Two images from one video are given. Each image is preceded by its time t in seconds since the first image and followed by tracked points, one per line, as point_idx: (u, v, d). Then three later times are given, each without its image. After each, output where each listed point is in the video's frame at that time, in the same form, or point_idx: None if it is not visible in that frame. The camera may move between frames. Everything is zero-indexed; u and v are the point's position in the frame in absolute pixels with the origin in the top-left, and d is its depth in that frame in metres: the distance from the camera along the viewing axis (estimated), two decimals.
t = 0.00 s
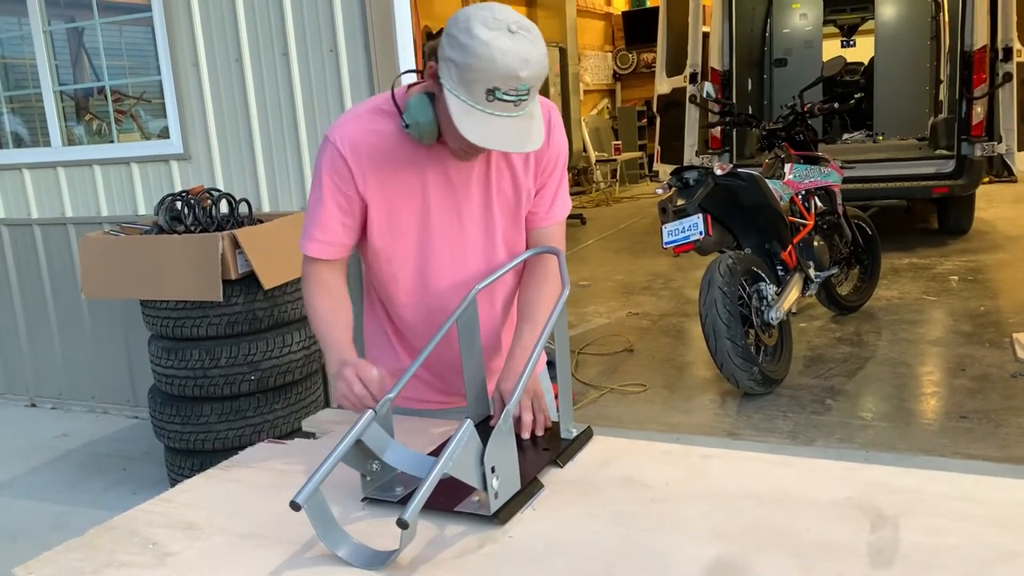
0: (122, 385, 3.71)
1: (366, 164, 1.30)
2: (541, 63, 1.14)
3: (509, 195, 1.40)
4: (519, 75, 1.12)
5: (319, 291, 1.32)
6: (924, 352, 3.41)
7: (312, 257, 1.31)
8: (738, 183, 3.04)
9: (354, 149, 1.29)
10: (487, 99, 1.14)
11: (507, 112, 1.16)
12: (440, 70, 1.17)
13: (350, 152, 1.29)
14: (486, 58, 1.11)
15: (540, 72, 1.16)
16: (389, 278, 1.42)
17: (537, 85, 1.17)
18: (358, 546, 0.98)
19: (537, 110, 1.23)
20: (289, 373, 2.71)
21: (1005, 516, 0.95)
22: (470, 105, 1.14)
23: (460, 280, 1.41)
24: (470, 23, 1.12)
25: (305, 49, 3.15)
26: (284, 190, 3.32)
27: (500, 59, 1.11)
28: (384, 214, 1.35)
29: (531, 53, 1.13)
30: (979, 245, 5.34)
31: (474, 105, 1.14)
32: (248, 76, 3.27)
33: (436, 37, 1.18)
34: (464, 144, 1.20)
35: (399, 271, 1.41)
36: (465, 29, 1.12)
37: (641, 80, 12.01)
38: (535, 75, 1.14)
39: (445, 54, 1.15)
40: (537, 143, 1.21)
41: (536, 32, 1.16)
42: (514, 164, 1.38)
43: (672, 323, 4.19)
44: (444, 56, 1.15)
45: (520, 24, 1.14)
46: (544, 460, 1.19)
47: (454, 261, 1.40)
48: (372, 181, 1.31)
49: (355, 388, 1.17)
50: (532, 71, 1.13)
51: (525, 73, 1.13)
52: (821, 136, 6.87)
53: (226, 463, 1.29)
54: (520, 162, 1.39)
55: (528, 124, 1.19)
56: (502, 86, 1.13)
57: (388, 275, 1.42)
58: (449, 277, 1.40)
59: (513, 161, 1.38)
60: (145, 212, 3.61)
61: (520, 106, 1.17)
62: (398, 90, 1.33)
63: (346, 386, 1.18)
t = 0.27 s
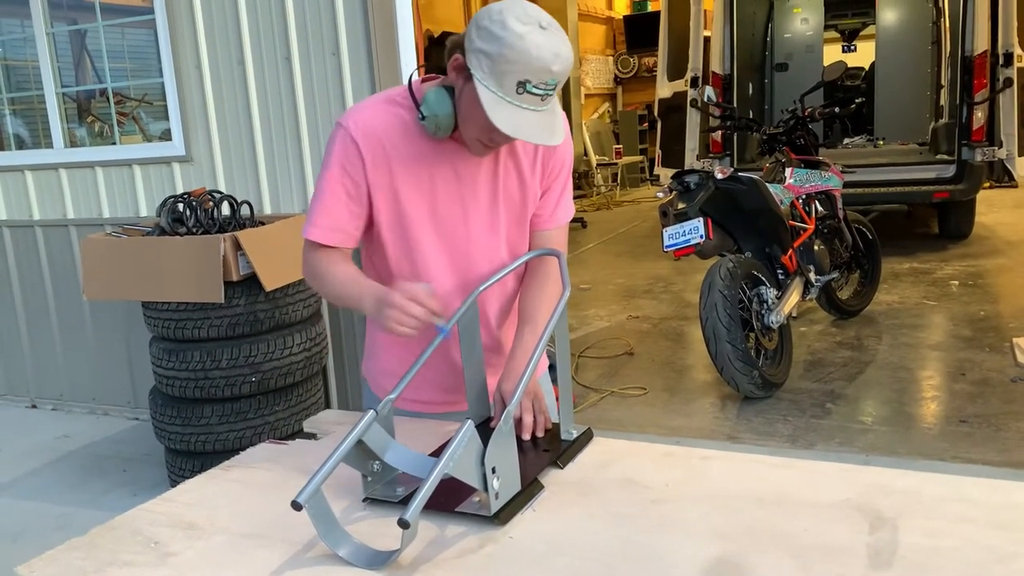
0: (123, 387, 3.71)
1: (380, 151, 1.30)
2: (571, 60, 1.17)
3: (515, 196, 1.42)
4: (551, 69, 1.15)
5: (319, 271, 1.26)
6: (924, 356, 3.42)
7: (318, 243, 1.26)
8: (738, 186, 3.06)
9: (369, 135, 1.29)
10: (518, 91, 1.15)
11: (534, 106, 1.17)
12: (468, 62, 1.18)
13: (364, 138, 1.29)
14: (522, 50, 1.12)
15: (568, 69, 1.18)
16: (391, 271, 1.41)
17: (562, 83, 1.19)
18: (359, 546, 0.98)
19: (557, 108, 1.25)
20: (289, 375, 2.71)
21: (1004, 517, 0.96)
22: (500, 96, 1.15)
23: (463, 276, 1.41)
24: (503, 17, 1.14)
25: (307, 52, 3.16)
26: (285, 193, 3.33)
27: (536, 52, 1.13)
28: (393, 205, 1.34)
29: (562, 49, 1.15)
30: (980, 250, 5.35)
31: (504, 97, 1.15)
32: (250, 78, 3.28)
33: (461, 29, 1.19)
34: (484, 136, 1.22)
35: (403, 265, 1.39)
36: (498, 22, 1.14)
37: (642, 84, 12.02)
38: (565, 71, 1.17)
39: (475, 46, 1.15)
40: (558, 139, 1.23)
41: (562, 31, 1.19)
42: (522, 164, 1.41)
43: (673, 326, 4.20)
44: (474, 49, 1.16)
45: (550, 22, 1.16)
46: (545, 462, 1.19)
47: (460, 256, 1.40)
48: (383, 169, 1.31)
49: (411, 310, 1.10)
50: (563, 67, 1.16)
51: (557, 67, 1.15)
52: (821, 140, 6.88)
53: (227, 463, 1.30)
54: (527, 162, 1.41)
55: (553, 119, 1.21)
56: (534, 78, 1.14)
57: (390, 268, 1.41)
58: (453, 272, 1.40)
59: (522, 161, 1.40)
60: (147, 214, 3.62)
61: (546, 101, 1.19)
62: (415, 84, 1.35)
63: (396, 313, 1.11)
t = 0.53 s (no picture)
0: (124, 385, 3.72)
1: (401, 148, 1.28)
2: (593, 55, 1.18)
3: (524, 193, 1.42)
4: (576, 63, 1.16)
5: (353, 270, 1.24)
6: (926, 360, 3.42)
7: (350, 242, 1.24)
8: (741, 190, 3.08)
9: (392, 131, 1.27)
10: (544, 85, 1.16)
11: (559, 100, 1.18)
12: (493, 58, 1.18)
13: (388, 137, 1.27)
14: (550, 44, 1.13)
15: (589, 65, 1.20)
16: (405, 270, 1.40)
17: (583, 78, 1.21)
18: (360, 545, 0.99)
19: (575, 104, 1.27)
20: (291, 374, 2.72)
21: (1004, 520, 0.96)
22: (527, 90, 1.15)
23: (473, 275, 1.42)
24: (528, 13, 1.14)
25: (311, 52, 3.16)
26: (288, 193, 3.34)
27: (563, 46, 1.14)
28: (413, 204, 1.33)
29: (585, 44, 1.17)
30: (982, 255, 5.35)
31: (530, 91, 1.16)
32: (254, 78, 3.28)
33: (484, 25, 1.20)
34: (505, 131, 1.24)
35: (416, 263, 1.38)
36: (523, 18, 1.15)
37: (645, 86, 12.02)
38: (587, 66, 1.19)
39: (500, 41, 1.16)
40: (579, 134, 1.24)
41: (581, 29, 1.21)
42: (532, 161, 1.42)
43: (674, 329, 4.20)
44: (499, 44, 1.16)
45: (572, 19, 1.18)
46: (546, 462, 1.19)
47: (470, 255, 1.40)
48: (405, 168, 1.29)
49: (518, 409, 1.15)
50: (587, 62, 1.17)
51: (582, 62, 1.16)
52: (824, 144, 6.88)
53: (229, 461, 1.30)
54: (537, 161, 1.42)
55: (575, 114, 1.22)
56: (561, 73, 1.15)
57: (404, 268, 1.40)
58: (464, 271, 1.41)
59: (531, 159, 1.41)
60: (150, 213, 3.62)
61: (569, 96, 1.20)
62: (431, 83, 1.34)
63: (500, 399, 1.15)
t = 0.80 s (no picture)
0: (127, 383, 3.72)
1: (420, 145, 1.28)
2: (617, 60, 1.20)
3: (534, 193, 1.44)
4: (601, 68, 1.17)
5: (374, 265, 1.23)
6: (928, 363, 3.41)
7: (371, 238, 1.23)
8: (745, 191, 3.04)
9: (412, 128, 1.27)
10: (568, 88, 1.16)
11: (582, 103, 1.19)
12: (518, 59, 1.18)
13: (407, 133, 1.26)
14: (578, 48, 1.14)
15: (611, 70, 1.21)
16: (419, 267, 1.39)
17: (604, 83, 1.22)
18: (363, 542, 0.99)
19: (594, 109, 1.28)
20: (293, 373, 2.72)
21: (1007, 523, 0.96)
22: (552, 92, 1.16)
23: (484, 273, 1.42)
24: (556, 15, 1.15)
25: (316, 51, 3.17)
26: (292, 191, 3.34)
27: (590, 50, 1.15)
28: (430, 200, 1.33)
29: (610, 50, 1.18)
30: (985, 259, 5.34)
31: (555, 93, 1.16)
32: (258, 77, 3.29)
33: (509, 26, 1.20)
34: (525, 132, 1.25)
35: (428, 261, 1.38)
36: (551, 20, 1.15)
37: (648, 87, 12.02)
38: (610, 71, 1.20)
39: (526, 42, 1.16)
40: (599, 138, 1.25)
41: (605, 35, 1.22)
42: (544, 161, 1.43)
43: (676, 330, 4.20)
44: (525, 45, 1.16)
45: (597, 23, 1.19)
46: (548, 461, 1.19)
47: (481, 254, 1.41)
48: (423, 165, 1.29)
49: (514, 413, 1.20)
50: (610, 67, 1.19)
51: (607, 66, 1.17)
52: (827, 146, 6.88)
53: (232, 459, 1.30)
54: (548, 162, 1.44)
55: (595, 117, 1.23)
56: (585, 76, 1.16)
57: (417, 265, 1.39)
58: (476, 269, 1.41)
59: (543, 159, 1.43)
60: (153, 211, 3.62)
61: (591, 100, 1.20)
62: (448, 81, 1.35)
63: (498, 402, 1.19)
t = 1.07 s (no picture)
0: (131, 382, 3.73)
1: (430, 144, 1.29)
2: (627, 60, 1.20)
3: (542, 194, 1.44)
4: (612, 68, 1.17)
5: (385, 264, 1.23)
6: (932, 365, 3.41)
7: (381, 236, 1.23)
8: (748, 191, 3.05)
9: (423, 127, 1.27)
10: (580, 88, 1.16)
11: (593, 103, 1.19)
12: (529, 59, 1.18)
13: (418, 132, 1.27)
14: (589, 48, 1.14)
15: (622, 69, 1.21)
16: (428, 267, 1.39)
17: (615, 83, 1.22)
18: (368, 541, 0.99)
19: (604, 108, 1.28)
20: (297, 372, 2.73)
21: (1011, 524, 0.96)
22: (563, 92, 1.16)
23: (493, 274, 1.42)
24: (568, 16, 1.15)
25: (321, 52, 3.17)
26: (296, 191, 3.35)
27: (601, 49, 1.15)
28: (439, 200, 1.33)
29: (621, 50, 1.19)
30: (989, 260, 5.33)
31: (566, 93, 1.16)
32: (263, 77, 3.30)
33: (521, 25, 1.20)
34: (536, 132, 1.25)
35: (436, 260, 1.38)
36: (563, 20, 1.15)
37: (652, 88, 12.01)
38: (621, 71, 1.20)
39: (538, 42, 1.16)
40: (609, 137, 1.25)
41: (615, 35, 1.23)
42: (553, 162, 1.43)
43: (680, 331, 4.20)
44: (537, 45, 1.17)
45: (607, 24, 1.19)
46: (553, 461, 1.20)
47: (490, 254, 1.41)
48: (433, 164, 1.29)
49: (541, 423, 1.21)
50: (621, 67, 1.19)
51: (617, 66, 1.18)
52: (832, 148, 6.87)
53: (238, 457, 1.30)
54: (557, 162, 1.44)
55: (606, 117, 1.23)
56: (597, 76, 1.16)
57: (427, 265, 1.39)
58: (485, 269, 1.41)
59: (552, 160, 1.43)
60: (157, 210, 3.63)
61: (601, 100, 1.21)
62: (458, 81, 1.35)
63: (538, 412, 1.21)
